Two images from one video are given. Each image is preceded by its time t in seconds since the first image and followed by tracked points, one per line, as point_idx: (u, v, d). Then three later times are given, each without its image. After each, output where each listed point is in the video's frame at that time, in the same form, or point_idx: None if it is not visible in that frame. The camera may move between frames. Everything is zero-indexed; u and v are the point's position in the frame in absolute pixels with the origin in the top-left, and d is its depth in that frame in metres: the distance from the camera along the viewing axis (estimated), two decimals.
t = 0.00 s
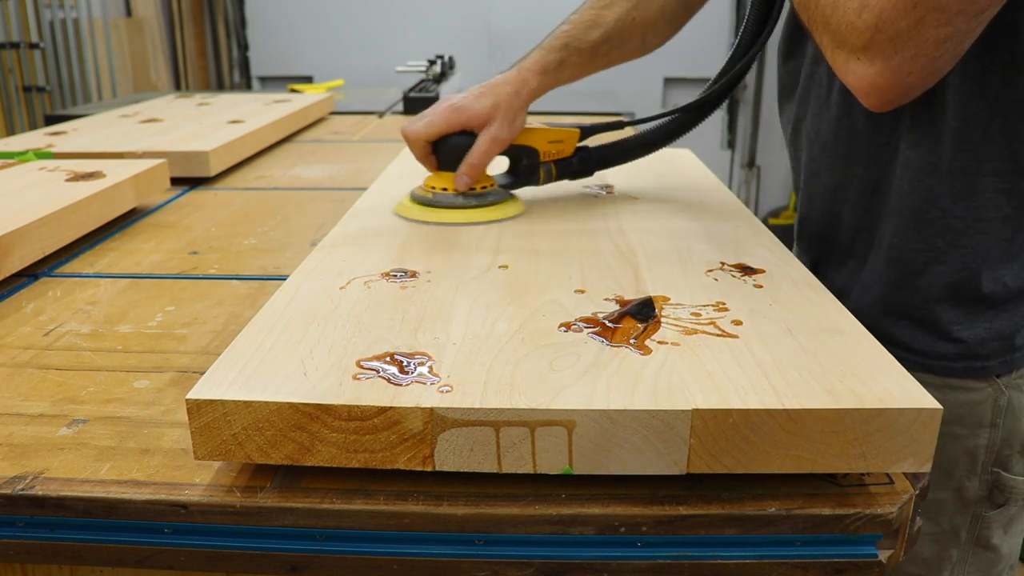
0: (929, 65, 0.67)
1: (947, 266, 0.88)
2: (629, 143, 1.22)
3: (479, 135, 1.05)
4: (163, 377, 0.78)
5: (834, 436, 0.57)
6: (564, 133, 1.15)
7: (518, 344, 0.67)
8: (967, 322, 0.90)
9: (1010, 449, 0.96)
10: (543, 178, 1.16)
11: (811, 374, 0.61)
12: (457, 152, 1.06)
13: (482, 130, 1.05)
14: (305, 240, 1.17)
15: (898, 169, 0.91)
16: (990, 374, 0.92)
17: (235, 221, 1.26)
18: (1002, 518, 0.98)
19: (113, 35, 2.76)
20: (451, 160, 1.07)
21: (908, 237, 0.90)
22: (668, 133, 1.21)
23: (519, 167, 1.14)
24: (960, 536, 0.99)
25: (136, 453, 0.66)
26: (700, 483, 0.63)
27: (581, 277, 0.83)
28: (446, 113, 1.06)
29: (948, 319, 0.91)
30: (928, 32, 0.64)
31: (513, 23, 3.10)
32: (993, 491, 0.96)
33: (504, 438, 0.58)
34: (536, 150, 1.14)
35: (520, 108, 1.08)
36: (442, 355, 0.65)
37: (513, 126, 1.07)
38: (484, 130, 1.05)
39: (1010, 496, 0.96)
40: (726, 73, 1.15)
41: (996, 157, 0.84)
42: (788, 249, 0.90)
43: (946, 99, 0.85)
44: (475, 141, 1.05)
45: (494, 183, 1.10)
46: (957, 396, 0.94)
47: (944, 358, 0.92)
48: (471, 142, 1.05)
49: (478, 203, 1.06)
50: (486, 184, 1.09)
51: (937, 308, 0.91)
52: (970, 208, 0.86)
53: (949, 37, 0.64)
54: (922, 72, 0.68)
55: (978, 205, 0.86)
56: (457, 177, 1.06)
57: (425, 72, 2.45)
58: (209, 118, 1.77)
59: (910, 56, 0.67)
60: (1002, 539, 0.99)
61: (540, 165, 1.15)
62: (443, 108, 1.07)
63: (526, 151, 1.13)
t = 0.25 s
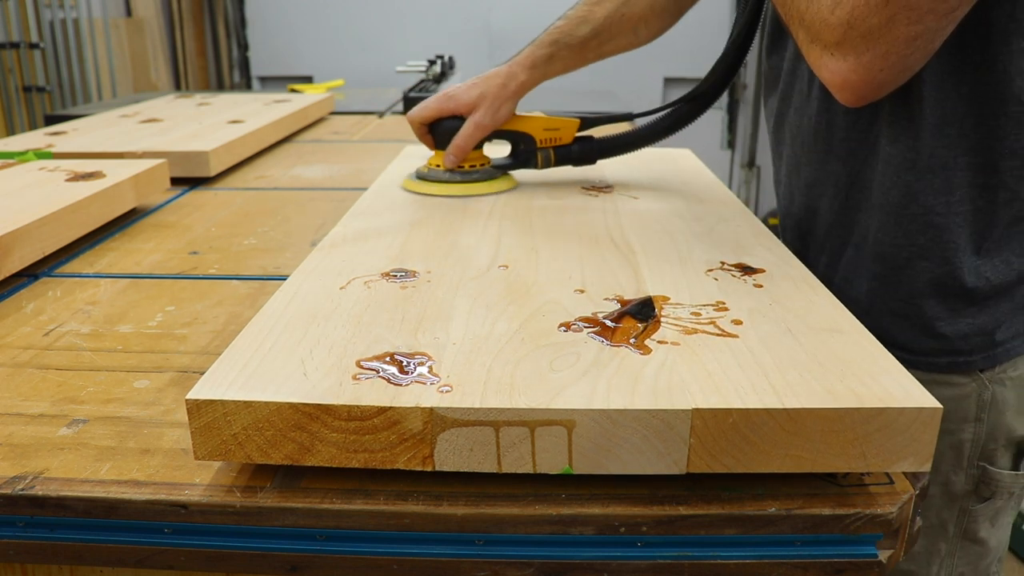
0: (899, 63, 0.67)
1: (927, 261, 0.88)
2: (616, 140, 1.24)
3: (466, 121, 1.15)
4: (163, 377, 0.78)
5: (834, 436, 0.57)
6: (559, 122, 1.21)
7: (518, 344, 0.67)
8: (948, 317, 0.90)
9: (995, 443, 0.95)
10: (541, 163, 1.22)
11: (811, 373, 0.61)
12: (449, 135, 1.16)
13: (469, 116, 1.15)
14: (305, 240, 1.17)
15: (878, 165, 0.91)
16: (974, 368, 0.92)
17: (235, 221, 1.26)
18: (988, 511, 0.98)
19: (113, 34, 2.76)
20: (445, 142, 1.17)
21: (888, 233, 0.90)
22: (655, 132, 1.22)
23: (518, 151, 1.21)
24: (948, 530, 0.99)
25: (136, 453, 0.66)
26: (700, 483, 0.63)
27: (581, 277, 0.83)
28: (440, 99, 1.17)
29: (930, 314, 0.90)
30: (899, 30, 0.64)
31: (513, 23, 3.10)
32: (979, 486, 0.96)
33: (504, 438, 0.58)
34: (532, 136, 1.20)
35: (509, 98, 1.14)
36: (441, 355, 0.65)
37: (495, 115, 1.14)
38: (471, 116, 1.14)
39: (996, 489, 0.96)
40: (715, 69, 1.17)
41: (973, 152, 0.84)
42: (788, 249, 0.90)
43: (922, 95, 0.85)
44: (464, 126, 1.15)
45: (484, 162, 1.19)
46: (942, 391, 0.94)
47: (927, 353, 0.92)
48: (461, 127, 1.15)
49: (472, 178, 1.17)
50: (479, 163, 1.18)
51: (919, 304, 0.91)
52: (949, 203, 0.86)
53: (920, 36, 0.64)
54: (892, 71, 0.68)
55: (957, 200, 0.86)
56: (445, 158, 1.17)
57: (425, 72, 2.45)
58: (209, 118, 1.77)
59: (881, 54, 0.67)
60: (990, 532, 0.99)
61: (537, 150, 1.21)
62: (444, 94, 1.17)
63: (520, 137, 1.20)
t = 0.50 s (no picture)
0: (968, 74, 0.67)
1: (970, 274, 0.88)
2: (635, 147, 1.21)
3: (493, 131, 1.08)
4: (163, 377, 0.78)
5: (834, 436, 0.57)
6: (586, 131, 1.15)
7: (518, 344, 0.67)
8: (987, 330, 0.90)
9: None
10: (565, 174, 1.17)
11: (811, 374, 0.61)
12: (473, 147, 1.09)
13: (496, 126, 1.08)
14: (305, 240, 1.17)
15: (921, 176, 0.90)
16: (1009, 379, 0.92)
17: (235, 221, 1.26)
18: (1015, 523, 0.99)
19: (113, 34, 2.76)
20: (470, 155, 1.11)
21: (930, 244, 0.90)
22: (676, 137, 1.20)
23: (542, 164, 1.16)
24: (975, 542, 1.00)
25: (136, 453, 0.66)
26: (700, 483, 0.63)
27: (582, 277, 0.83)
28: (461, 111, 1.10)
29: (969, 326, 0.91)
30: (971, 42, 0.65)
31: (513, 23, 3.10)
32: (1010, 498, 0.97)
33: (504, 438, 0.58)
34: (556, 146, 1.15)
35: (538, 106, 1.08)
36: (442, 355, 0.65)
37: (523, 125, 1.08)
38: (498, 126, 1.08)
39: None
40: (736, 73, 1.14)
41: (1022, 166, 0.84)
42: (789, 249, 0.90)
43: (976, 107, 0.84)
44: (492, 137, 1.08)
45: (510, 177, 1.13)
46: (975, 403, 0.94)
47: (964, 365, 0.92)
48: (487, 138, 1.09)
49: (492, 196, 1.10)
50: (502, 179, 1.12)
51: (957, 316, 0.91)
52: (996, 216, 0.86)
53: (990, 47, 0.65)
54: (959, 82, 0.68)
55: (1004, 214, 0.86)
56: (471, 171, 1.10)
57: (425, 72, 2.45)
58: (208, 118, 1.77)
59: (950, 66, 0.67)
60: (1015, 544, 1.00)
61: (562, 160, 1.16)
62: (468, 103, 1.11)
63: (545, 148, 1.14)
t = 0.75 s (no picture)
0: (934, 62, 0.67)
1: (948, 262, 0.88)
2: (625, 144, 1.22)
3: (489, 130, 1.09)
4: (163, 377, 0.78)
5: (834, 436, 0.57)
6: (580, 129, 1.16)
7: (518, 344, 0.67)
8: (966, 319, 0.90)
9: (1008, 445, 0.96)
10: (558, 172, 1.17)
11: (812, 374, 0.61)
12: (469, 146, 1.10)
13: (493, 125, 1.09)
14: (305, 240, 1.17)
15: (900, 165, 0.91)
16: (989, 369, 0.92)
17: (235, 221, 1.26)
18: (999, 514, 0.99)
19: (113, 34, 2.76)
20: (465, 153, 1.11)
21: (908, 233, 0.90)
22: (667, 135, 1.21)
23: (535, 161, 1.16)
24: (958, 532, 1.00)
25: (136, 453, 0.66)
26: (700, 483, 0.63)
27: (582, 277, 0.83)
28: (458, 109, 1.10)
29: (947, 315, 0.90)
30: (935, 29, 0.65)
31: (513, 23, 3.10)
32: (992, 487, 0.97)
33: (504, 438, 0.58)
34: (551, 144, 1.15)
35: (535, 107, 1.09)
36: (442, 355, 0.65)
37: (521, 125, 1.09)
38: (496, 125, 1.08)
39: (1009, 491, 0.96)
40: (725, 73, 1.16)
41: (997, 154, 0.84)
42: (789, 249, 0.90)
43: (950, 96, 0.85)
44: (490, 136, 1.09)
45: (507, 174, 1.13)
46: (955, 392, 0.94)
47: (944, 354, 0.92)
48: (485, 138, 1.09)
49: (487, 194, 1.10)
50: (497, 177, 1.12)
51: (936, 305, 0.91)
52: (973, 205, 0.86)
53: (956, 35, 0.65)
54: (926, 70, 0.68)
55: (980, 202, 0.86)
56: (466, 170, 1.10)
57: (425, 72, 2.44)
58: (208, 118, 1.77)
59: (915, 54, 0.67)
60: (1000, 536, 1.00)
61: (556, 159, 1.16)
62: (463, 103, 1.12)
63: (539, 145, 1.14)
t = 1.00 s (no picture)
0: (915, 64, 0.68)
1: (935, 261, 0.88)
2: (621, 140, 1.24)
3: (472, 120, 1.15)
4: (163, 377, 0.78)
5: (834, 436, 0.57)
6: (568, 122, 1.21)
7: (518, 344, 0.67)
8: (954, 317, 0.89)
9: (999, 441, 0.95)
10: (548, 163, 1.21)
11: (812, 374, 0.61)
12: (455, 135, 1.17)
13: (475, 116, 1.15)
14: (305, 240, 1.17)
15: (886, 166, 0.91)
16: (979, 367, 0.91)
17: (235, 221, 1.26)
18: (992, 509, 0.98)
19: (113, 34, 2.76)
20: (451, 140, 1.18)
21: (895, 232, 0.90)
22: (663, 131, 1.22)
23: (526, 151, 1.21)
24: (951, 528, 0.99)
25: (136, 453, 0.66)
26: (700, 483, 0.63)
27: (582, 277, 0.83)
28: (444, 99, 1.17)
29: (935, 314, 0.90)
30: (915, 32, 0.65)
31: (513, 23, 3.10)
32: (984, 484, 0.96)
33: (504, 438, 0.58)
34: (540, 136, 1.20)
35: (515, 99, 1.14)
36: (441, 355, 0.65)
37: (500, 116, 1.14)
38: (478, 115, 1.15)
39: (1000, 487, 0.95)
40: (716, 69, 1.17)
41: (980, 154, 0.84)
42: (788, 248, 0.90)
43: (932, 98, 0.85)
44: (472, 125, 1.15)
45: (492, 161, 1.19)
46: (946, 390, 0.93)
47: (933, 352, 0.91)
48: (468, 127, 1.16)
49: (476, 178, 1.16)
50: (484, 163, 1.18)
51: (924, 304, 0.90)
52: (958, 204, 0.86)
53: (934, 38, 0.65)
54: (908, 72, 0.68)
55: (965, 201, 0.86)
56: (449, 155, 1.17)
57: (425, 72, 2.44)
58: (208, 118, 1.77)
59: (897, 56, 0.67)
60: (993, 531, 1.00)
61: (546, 150, 1.21)
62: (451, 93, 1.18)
63: (527, 136, 1.19)
